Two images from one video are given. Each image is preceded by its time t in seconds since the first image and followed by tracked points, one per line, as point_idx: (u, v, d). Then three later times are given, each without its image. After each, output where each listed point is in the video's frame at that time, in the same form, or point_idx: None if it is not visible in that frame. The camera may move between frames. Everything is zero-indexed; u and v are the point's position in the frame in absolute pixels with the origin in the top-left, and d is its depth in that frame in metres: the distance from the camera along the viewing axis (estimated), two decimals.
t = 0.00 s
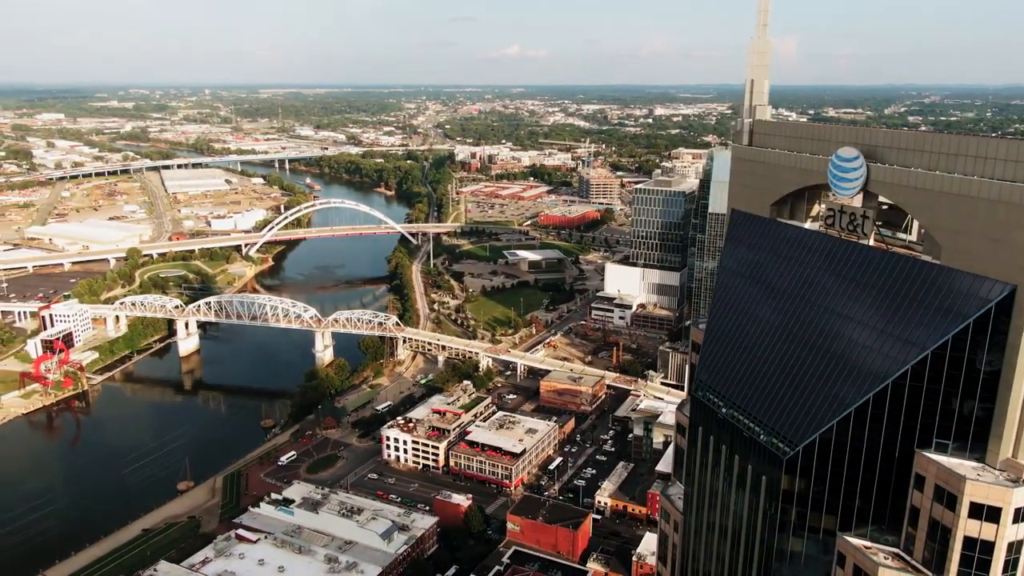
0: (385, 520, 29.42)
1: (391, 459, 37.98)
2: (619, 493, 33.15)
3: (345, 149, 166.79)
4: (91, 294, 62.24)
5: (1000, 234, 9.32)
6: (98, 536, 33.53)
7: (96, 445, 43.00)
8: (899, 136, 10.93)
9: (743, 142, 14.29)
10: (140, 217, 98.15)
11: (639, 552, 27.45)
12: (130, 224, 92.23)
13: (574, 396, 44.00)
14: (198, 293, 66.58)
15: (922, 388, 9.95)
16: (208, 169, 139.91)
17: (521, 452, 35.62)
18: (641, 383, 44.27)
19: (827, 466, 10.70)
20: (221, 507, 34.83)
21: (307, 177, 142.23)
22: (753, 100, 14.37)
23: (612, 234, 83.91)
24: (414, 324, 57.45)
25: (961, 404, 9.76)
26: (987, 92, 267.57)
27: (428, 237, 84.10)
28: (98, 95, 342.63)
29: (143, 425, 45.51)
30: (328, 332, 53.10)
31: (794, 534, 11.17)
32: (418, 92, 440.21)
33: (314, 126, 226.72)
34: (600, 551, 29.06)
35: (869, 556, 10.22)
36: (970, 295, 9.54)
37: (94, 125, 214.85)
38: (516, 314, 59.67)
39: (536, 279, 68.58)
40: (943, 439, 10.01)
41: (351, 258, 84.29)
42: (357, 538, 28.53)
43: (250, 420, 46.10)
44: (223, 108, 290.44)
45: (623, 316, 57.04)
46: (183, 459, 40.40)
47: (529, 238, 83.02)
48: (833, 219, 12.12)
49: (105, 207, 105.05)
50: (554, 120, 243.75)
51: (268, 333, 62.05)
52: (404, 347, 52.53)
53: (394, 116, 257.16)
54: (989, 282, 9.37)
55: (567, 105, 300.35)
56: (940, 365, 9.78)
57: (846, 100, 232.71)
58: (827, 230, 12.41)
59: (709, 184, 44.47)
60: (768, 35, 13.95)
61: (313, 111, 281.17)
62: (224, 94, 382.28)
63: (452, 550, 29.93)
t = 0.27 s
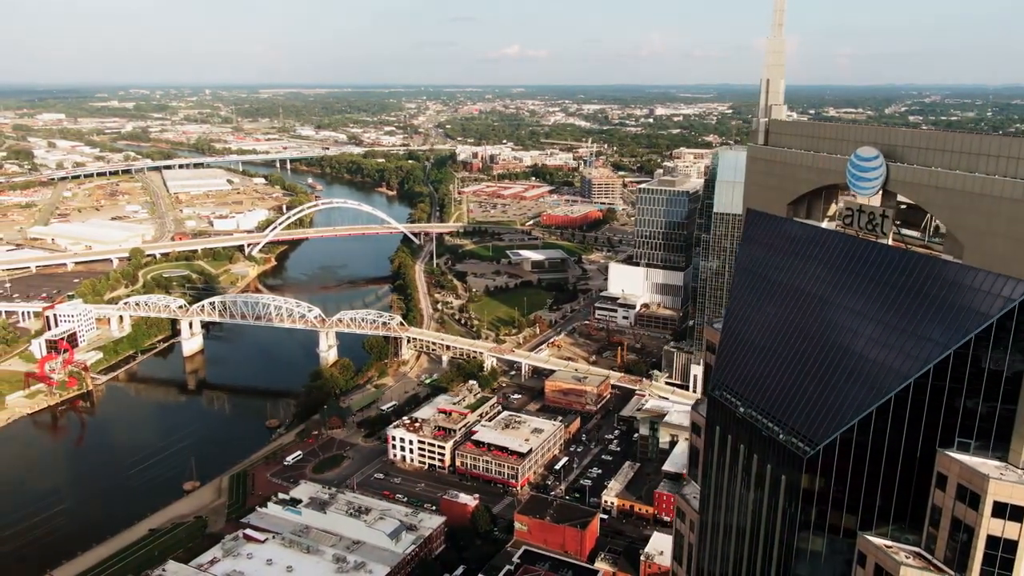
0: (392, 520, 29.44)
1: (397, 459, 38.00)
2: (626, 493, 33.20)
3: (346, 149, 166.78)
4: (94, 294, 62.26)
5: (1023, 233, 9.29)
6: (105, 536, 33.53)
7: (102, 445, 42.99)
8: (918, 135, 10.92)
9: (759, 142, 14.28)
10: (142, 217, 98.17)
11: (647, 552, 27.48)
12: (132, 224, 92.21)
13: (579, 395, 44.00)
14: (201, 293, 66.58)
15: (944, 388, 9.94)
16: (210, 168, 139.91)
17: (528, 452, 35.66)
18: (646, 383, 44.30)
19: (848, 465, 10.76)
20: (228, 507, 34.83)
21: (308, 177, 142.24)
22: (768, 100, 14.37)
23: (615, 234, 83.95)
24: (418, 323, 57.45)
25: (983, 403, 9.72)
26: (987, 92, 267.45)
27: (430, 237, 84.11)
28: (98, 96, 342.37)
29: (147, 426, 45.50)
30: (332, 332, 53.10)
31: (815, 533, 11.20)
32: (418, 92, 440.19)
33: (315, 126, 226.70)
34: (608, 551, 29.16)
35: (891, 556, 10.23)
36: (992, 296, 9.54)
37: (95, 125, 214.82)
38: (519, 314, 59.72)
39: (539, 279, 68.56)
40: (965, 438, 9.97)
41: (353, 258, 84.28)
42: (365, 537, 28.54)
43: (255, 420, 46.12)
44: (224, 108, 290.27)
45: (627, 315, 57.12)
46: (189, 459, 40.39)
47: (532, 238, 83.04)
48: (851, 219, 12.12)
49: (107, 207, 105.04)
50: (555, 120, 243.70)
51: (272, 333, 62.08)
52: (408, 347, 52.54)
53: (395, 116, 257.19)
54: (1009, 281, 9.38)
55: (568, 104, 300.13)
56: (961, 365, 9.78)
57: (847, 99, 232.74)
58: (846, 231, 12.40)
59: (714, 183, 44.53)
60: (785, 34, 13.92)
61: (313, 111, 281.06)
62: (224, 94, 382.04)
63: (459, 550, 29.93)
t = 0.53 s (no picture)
0: (400, 519, 29.44)
1: (402, 459, 37.99)
2: (632, 493, 33.22)
3: (347, 149, 166.80)
4: (98, 294, 62.29)
5: None
6: (111, 536, 33.53)
7: (106, 445, 43.02)
8: (938, 134, 10.89)
9: (774, 141, 14.24)
10: (144, 217, 98.21)
11: (655, 552, 27.54)
12: (134, 224, 92.23)
13: (583, 395, 44.00)
14: (205, 293, 66.59)
15: (966, 389, 9.89)
16: (211, 168, 139.94)
17: (534, 452, 35.65)
18: (651, 383, 44.32)
19: (868, 465, 10.77)
20: (234, 507, 34.83)
21: (310, 177, 142.25)
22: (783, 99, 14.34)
23: (617, 234, 83.95)
24: (421, 323, 57.46)
25: (1005, 403, 9.67)
26: (987, 92, 267.20)
27: (433, 237, 84.12)
28: (98, 95, 342.25)
29: (152, 425, 45.49)
30: (336, 332, 53.11)
31: (835, 532, 11.20)
32: (419, 91, 440.24)
33: (315, 126, 226.68)
34: (615, 550, 29.21)
35: (911, 555, 10.23)
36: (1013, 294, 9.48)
37: (96, 125, 214.86)
38: (523, 314, 59.72)
39: (542, 279, 68.55)
40: (987, 438, 9.93)
41: (356, 258, 84.28)
42: (373, 537, 28.55)
43: (259, 420, 46.11)
44: (224, 108, 290.23)
45: (631, 315, 57.12)
46: (195, 459, 40.41)
47: (534, 238, 83.04)
48: (870, 219, 12.12)
49: (108, 207, 105.04)
50: (555, 120, 243.62)
51: (275, 333, 62.09)
52: (412, 347, 52.55)
53: (396, 116, 257.20)
54: None
55: (568, 104, 300.11)
56: (983, 364, 9.74)
57: (847, 99, 232.68)
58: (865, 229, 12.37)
59: (719, 183, 44.51)
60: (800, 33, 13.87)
61: (314, 111, 281.04)
62: (225, 94, 381.93)
63: (467, 550, 29.94)
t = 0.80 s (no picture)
0: (409, 519, 29.46)
1: (409, 459, 38.01)
2: (640, 492, 33.25)
3: (348, 149, 166.72)
4: (102, 294, 62.37)
5: None
6: (119, 536, 33.51)
7: (113, 445, 43.03)
8: (962, 134, 10.85)
9: (793, 142, 14.20)
10: (146, 217, 98.35)
11: (665, 551, 27.60)
12: (137, 224, 92.30)
13: (589, 395, 44.06)
14: (209, 293, 66.63)
15: (993, 388, 9.88)
16: (213, 168, 140.00)
17: (541, 451, 35.67)
18: (657, 382, 44.38)
19: (893, 465, 10.78)
20: (241, 507, 34.84)
21: (312, 176, 142.29)
22: (802, 99, 14.25)
23: (620, 234, 84.02)
24: (426, 323, 57.48)
25: None
26: (988, 92, 266.81)
27: (436, 237, 84.14)
28: (99, 96, 342.18)
29: (158, 425, 45.52)
30: (341, 331, 53.15)
31: (860, 530, 11.21)
32: (419, 91, 440.42)
33: (317, 126, 226.82)
34: (624, 550, 29.24)
35: (936, 554, 10.22)
36: None
37: (97, 125, 214.94)
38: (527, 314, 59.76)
39: (546, 279, 68.60)
40: (1014, 437, 9.89)
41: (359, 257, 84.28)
42: (382, 537, 28.56)
43: (265, 420, 46.11)
44: (225, 108, 290.20)
45: (635, 315, 57.17)
46: (201, 459, 40.39)
47: (537, 237, 83.10)
48: (891, 218, 12.15)
49: (111, 207, 105.08)
50: (556, 120, 243.57)
51: (279, 333, 62.10)
52: (417, 347, 52.60)
53: (397, 117, 257.22)
54: None
55: (569, 104, 300.24)
56: (1010, 363, 9.72)
57: (848, 98, 232.52)
58: (887, 230, 12.36)
59: (724, 184, 44.52)
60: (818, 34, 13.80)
61: (314, 111, 281.19)
62: (225, 94, 381.79)
63: (476, 549, 29.98)
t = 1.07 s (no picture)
0: (417, 519, 29.47)
1: (415, 458, 38.00)
2: (647, 492, 33.25)
3: (349, 149, 166.77)
4: (105, 294, 62.37)
5: None
6: (126, 536, 33.50)
7: (118, 445, 43.03)
8: (983, 133, 10.84)
9: (809, 142, 14.20)
10: (148, 216, 98.36)
11: (673, 551, 27.63)
12: (139, 224, 92.31)
13: (594, 394, 44.07)
14: (212, 293, 66.63)
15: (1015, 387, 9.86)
16: (214, 168, 139.99)
17: (547, 451, 35.65)
18: (662, 382, 44.40)
19: (914, 464, 10.79)
20: (248, 507, 34.84)
21: (313, 176, 142.29)
22: (818, 100, 14.26)
23: (623, 234, 84.03)
24: (430, 323, 57.49)
25: None
26: (987, 92, 266.95)
27: (438, 237, 84.17)
28: (98, 96, 341.92)
29: (162, 425, 45.50)
30: (345, 331, 53.15)
31: (881, 531, 11.22)
32: (419, 91, 440.44)
33: (317, 126, 226.90)
34: (632, 550, 29.24)
35: (958, 554, 10.23)
36: None
37: (98, 125, 214.87)
38: (531, 314, 59.77)
39: (549, 279, 68.63)
40: None
41: (361, 257, 84.27)
42: (390, 536, 28.57)
43: (270, 420, 46.11)
44: (225, 108, 290.06)
45: (639, 315, 57.20)
46: (207, 459, 40.38)
47: (540, 237, 83.14)
48: (910, 218, 12.12)
49: (113, 207, 105.08)
50: (556, 119, 243.67)
51: (283, 332, 62.10)
52: (422, 346, 52.61)
53: (397, 117, 257.32)
54: None
55: (569, 104, 300.22)
56: None
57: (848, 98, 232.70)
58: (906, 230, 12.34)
59: (728, 184, 44.79)
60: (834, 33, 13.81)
61: (315, 110, 281.23)
62: (225, 94, 381.60)
63: (483, 549, 29.99)
